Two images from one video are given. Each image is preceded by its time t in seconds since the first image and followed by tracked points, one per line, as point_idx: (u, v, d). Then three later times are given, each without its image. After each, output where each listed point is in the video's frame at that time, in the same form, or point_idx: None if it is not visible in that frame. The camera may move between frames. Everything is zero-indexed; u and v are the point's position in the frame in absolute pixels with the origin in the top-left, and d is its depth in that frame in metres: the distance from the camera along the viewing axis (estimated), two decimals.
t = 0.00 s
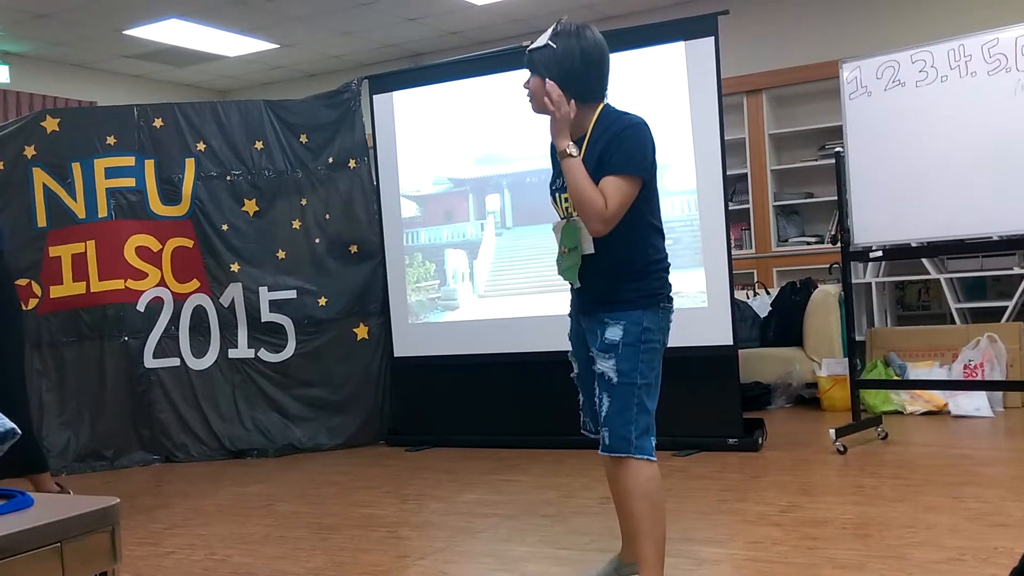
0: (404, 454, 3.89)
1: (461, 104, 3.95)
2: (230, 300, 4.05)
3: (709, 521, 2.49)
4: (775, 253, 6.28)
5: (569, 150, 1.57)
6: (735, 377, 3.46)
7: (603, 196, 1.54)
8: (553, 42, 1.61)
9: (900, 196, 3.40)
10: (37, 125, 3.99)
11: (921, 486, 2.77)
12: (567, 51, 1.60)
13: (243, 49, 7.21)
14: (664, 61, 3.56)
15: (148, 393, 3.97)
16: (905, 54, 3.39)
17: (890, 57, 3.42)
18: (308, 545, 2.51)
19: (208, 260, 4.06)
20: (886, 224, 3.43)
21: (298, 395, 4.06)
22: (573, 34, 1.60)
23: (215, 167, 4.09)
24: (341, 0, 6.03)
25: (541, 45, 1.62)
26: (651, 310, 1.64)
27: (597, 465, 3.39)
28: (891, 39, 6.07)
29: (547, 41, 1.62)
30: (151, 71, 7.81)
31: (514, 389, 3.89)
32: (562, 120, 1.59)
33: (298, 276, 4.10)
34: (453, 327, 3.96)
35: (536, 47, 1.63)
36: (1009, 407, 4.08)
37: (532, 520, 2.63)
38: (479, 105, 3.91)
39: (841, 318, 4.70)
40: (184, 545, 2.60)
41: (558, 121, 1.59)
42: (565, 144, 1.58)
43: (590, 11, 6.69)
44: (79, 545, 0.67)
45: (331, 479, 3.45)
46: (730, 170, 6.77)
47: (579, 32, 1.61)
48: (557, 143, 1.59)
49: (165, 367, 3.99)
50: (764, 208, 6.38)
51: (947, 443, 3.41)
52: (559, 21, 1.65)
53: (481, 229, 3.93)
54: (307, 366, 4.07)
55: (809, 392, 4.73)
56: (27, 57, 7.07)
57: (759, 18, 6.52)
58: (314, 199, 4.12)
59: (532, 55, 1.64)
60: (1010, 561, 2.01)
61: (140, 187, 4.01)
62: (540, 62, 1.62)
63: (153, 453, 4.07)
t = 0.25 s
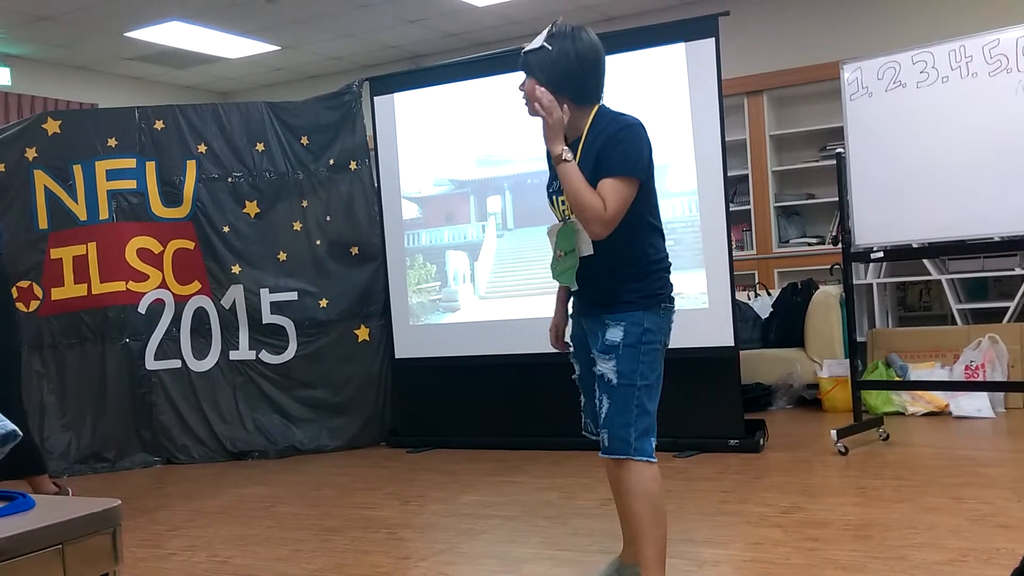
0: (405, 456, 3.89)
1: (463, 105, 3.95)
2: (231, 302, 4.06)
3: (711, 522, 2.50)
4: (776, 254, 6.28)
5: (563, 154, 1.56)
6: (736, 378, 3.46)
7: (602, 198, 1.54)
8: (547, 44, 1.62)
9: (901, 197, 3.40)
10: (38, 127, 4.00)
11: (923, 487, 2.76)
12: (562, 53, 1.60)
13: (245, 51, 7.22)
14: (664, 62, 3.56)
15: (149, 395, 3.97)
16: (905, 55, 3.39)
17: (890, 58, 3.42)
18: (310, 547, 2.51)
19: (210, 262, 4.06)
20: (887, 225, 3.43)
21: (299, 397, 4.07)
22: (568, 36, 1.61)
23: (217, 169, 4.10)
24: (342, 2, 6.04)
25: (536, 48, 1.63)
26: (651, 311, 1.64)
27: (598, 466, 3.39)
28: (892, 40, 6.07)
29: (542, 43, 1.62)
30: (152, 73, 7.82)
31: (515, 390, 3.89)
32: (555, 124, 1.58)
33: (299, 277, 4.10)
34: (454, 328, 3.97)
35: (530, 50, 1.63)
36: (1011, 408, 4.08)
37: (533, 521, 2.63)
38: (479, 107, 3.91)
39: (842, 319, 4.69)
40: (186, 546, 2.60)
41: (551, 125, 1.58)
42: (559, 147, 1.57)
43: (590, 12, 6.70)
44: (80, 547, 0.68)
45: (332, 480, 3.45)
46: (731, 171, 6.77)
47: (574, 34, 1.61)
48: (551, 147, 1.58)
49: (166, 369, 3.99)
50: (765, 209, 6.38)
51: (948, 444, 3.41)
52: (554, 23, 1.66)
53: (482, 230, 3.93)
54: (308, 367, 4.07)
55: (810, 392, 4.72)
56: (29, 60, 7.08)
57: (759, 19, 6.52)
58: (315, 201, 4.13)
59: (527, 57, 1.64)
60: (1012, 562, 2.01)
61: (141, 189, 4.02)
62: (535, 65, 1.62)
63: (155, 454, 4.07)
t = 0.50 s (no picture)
0: (403, 456, 3.88)
1: (461, 105, 3.95)
2: (229, 302, 4.05)
3: (708, 522, 2.50)
4: (773, 255, 6.29)
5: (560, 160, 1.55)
6: (733, 379, 3.46)
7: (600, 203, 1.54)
8: (545, 45, 1.61)
9: (899, 197, 3.40)
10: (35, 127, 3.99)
11: (920, 487, 2.77)
12: (560, 55, 1.60)
13: (242, 51, 7.21)
14: (662, 62, 3.56)
15: (146, 395, 3.97)
16: (903, 56, 3.40)
17: (888, 59, 3.43)
18: (308, 547, 2.51)
19: (208, 262, 4.06)
20: (884, 226, 3.43)
21: (296, 397, 4.06)
22: (565, 37, 1.61)
23: (215, 169, 4.09)
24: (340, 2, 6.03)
25: (534, 48, 1.62)
26: (646, 312, 1.64)
27: (596, 466, 3.39)
28: (890, 41, 6.08)
29: (540, 44, 1.62)
30: (150, 72, 7.81)
31: (512, 391, 3.88)
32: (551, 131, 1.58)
33: (296, 277, 4.10)
34: (452, 328, 3.97)
35: (528, 50, 1.63)
36: (1007, 408, 4.09)
37: (530, 522, 2.63)
38: (478, 107, 3.91)
39: (840, 319, 4.70)
40: (183, 546, 2.60)
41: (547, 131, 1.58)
42: (556, 152, 1.56)
43: (588, 12, 6.70)
44: (76, 548, 0.67)
45: (330, 480, 3.45)
46: (729, 172, 6.78)
47: (571, 35, 1.61)
48: (547, 153, 1.57)
49: (163, 369, 3.98)
50: (762, 210, 6.38)
51: (945, 444, 3.41)
52: (550, 24, 1.66)
53: (479, 230, 3.93)
54: (306, 367, 4.07)
55: (808, 393, 4.73)
56: (26, 59, 7.07)
57: (758, 20, 6.52)
58: (313, 201, 4.12)
59: (524, 58, 1.64)
60: (1009, 562, 2.01)
61: (139, 189, 4.01)
62: (533, 66, 1.62)
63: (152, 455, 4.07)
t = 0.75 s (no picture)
0: (404, 457, 3.88)
1: (462, 106, 3.95)
2: (230, 303, 4.05)
3: (710, 522, 2.50)
4: (775, 255, 6.28)
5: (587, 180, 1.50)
6: (735, 379, 3.46)
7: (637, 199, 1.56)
8: (576, 36, 1.63)
9: (900, 197, 3.40)
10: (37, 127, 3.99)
11: (922, 487, 2.76)
12: (590, 48, 1.63)
13: (243, 52, 7.22)
14: (664, 62, 3.57)
15: (148, 396, 3.97)
16: (904, 55, 3.40)
17: (889, 59, 3.43)
18: (310, 548, 2.51)
19: (209, 264, 4.06)
20: (886, 225, 3.43)
21: (298, 398, 4.06)
22: (587, 29, 1.65)
23: (216, 171, 4.09)
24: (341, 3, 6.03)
25: (562, 37, 1.62)
26: (621, 312, 1.63)
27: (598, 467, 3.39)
28: (891, 40, 6.07)
29: (568, 33, 1.63)
30: (152, 74, 7.82)
31: (514, 391, 3.88)
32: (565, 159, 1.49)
33: (296, 278, 4.10)
34: (453, 329, 3.97)
35: (560, 39, 1.62)
36: (1010, 408, 4.08)
37: (533, 522, 2.63)
38: (478, 107, 3.91)
39: (842, 319, 4.69)
40: (186, 547, 2.61)
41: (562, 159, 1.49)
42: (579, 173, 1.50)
43: (589, 13, 6.70)
44: (79, 551, 0.67)
45: (332, 481, 3.45)
46: (730, 171, 6.78)
47: (591, 29, 1.65)
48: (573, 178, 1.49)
49: (165, 370, 3.98)
50: (764, 210, 6.38)
51: (948, 444, 3.40)
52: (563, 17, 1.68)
53: (481, 230, 3.93)
54: (306, 368, 4.07)
55: (810, 393, 4.73)
56: (28, 61, 7.08)
57: (759, 20, 6.51)
58: (313, 202, 4.12)
59: (549, 46, 1.63)
60: (1012, 562, 2.01)
61: (141, 190, 4.01)
62: (563, 54, 1.62)
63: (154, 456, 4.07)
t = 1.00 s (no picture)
0: (402, 457, 3.88)
1: (459, 106, 3.95)
2: (228, 302, 4.05)
3: (708, 522, 2.50)
4: (772, 255, 6.29)
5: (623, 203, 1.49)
6: (732, 379, 3.46)
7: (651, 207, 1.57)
8: (575, 34, 1.63)
9: (897, 197, 3.40)
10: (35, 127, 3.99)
11: (919, 487, 2.77)
12: (589, 46, 1.64)
13: (242, 51, 7.21)
14: (662, 62, 3.57)
15: (145, 395, 3.96)
16: (901, 56, 3.40)
17: (887, 59, 3.43)
18: (307, 547, 2.51)
19: (207, 263, 4.05)
20: (883, 226, 3.43)
21: (295, 397, 4.06)
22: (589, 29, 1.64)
23: (214, 170, 4.09)
24: (339, 2, 6.03)
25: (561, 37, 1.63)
26: (625, 310, 1.64)
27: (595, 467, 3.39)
28: (889, 40, 6.08)
29: (567, 33, 1.63)
30: (150, 73, 7.81)
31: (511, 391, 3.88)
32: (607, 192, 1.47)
33: (296, 277, 4.09)
34: (450, 328, 3.97)
35: (558, 38, 1.63)
36: (1007, 408, 4.09)
37: (530, 522, 2.63)
38: (476, 107, 3.92)
39: (840, 320, 4.70)
40: (183, 547, 2.60)
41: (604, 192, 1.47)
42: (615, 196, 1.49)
43: (588, 12, 6.70)
44: (75, 550, 0.67)
45: (329, 481, 3.45)
46: (728, 171, 6.78)
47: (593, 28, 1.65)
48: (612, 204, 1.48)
49: (162, 370, 3.98)
50: (761, 210, 6.39)
51: (945, 444, 3.41)
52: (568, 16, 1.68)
53: (478, 230, 3.93)
54: (305, 368, 4.07)
55: (807, 393, 4.73)
56: (26, 60, 7.07)
57: (757, 20, 6.52)
58: (311, 201, 4.12)
59: (549, 45, 1.64)
60: (1009, 562, 2.01)
61: (138, 189, 4.01)
62: (562, 53, 1.63)
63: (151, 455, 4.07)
